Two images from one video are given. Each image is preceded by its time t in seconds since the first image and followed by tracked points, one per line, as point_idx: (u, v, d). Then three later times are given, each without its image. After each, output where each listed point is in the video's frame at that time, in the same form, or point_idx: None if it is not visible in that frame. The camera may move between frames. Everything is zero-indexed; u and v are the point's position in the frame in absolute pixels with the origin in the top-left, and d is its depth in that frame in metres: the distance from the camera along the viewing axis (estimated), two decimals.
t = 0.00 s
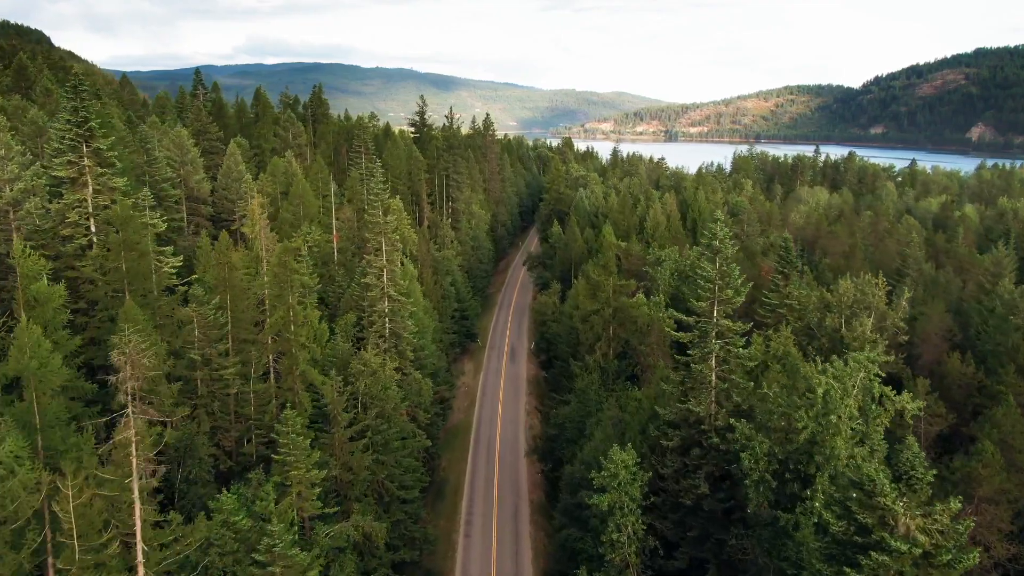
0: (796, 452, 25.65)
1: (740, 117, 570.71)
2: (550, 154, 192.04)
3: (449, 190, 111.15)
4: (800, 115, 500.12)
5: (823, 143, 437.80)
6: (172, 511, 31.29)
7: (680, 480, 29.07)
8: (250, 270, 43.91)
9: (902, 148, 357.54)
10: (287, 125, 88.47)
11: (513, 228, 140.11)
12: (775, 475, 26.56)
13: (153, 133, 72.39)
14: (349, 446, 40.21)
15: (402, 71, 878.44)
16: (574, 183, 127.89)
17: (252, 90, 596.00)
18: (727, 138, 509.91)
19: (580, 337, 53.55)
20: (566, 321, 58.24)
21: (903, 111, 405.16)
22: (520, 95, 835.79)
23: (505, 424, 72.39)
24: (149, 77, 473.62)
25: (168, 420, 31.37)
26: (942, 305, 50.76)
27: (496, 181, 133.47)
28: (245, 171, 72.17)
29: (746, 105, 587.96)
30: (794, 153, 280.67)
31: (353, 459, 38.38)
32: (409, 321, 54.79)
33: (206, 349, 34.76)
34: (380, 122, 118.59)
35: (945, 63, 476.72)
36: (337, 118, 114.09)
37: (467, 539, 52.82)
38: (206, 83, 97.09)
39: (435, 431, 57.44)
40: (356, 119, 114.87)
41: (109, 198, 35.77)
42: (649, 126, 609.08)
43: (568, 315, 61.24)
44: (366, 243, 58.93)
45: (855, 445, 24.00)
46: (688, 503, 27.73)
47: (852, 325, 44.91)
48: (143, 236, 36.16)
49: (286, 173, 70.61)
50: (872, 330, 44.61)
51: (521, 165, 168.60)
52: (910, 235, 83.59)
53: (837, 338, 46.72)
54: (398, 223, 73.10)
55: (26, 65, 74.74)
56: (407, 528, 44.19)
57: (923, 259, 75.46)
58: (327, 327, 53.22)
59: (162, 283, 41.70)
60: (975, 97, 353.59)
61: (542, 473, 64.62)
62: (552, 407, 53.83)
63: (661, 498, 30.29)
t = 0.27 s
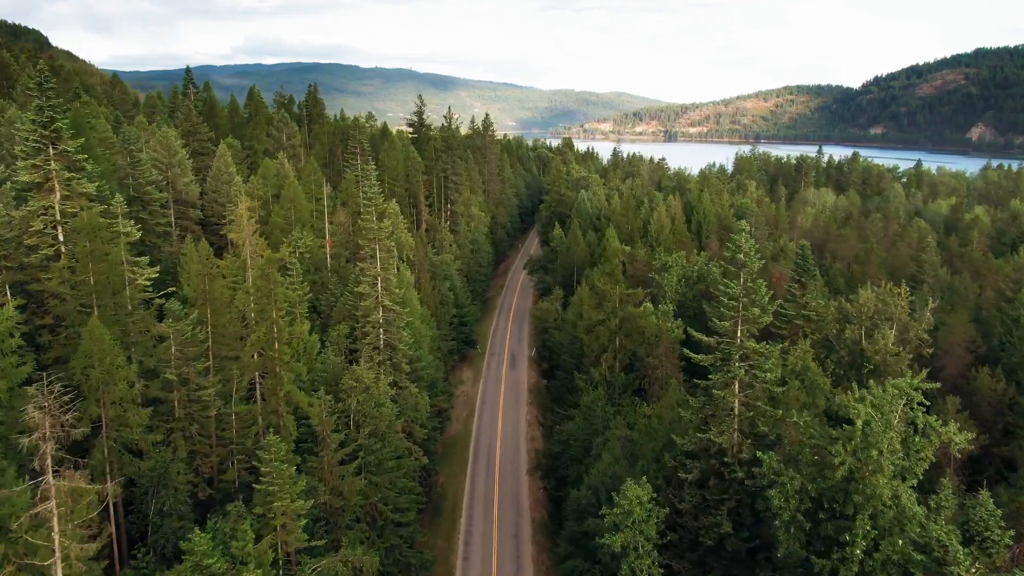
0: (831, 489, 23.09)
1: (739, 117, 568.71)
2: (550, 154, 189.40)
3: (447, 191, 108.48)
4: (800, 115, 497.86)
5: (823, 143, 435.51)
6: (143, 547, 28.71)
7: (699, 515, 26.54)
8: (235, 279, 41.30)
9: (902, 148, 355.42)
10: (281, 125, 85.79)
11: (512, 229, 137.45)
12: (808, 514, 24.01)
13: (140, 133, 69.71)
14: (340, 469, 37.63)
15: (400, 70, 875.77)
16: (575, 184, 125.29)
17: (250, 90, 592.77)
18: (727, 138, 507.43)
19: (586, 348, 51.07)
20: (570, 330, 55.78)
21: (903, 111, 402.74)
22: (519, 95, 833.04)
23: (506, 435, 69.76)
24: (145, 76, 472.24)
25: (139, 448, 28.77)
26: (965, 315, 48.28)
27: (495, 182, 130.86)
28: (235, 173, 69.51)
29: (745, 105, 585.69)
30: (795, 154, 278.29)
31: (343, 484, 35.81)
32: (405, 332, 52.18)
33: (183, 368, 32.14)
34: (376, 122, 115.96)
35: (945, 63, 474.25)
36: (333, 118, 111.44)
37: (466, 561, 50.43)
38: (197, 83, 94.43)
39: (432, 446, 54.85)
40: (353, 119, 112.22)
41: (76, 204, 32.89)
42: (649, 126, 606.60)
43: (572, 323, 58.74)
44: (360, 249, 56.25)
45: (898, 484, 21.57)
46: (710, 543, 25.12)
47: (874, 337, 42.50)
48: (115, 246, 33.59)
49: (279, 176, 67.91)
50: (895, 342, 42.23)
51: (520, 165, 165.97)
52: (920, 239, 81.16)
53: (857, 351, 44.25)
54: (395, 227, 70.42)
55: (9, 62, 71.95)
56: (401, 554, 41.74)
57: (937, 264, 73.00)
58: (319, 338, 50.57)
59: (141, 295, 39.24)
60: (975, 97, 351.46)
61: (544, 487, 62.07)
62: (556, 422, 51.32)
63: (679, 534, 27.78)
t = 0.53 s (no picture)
0: (868, 528, 20.88)
1: (739, 117, 566.77)
2: (549, 155, 187.10)
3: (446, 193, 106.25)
4: (800, 115, 495.92)
5: (823, 143, 433.57)
6: None
7: (719, 551, 24.31)
8: (218, 290, 39.10)
9: (902, 148, 353.33)
10: (275, 125, 83.55)
11: (512, 231, 135.08)
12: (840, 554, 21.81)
13: (127, 134, 67.43)
14: (330, 492, 35.37)
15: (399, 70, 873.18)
16: (576, 185, 123.09)
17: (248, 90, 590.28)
18: (726, 138, 505.24)
19: (590, 358, 48.87)
20: (573, 339, 53.59)
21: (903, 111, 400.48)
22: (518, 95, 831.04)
23: (506, 445, 67.45)
24: (142, 76, 469.69)
25: (109, 477, 26.50)
26: (988, 324, 46.10)
27: (495, 183, 128.62)
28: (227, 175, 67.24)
29: (745, 105, 583.85)
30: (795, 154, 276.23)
31: (333, 508, 33.64)
32: (401, 341, 49.94)
33: (160, 387, 29.89)
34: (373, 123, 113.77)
35: (945, 63, 472.15)
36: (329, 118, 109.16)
37: None
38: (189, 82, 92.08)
39: (430, 460, 52.61)
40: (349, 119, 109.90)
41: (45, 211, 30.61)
42: (649, 126, 604.41)
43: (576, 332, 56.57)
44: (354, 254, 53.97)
45: (946, 526, 19.38)
46: None
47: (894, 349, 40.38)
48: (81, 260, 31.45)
49: (271, 177, 65.66)
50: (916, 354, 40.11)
51: (520, 166, 163.79)
52: (930, 243, 79.01)
53: (877, 364, 42.08)
54: (391, 231, 68.12)
55: None
56: None
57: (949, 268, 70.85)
58: (311, 348, 48.27)
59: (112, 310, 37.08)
60: (974, 98, 349.36)
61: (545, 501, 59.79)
62: (559, 436, 49.12)
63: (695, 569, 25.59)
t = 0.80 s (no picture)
0: None
1: (740, 117, 564.44)
2: (550, 155, 184.64)
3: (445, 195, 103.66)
4: (801, 115, 493.51)
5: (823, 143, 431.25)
6: None
7: None
8: (197, 303, 36.45)
9: (903, 149, 350.82)
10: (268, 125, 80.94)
11: (512, 233, 132.51)
12: None
13: (112, 135, 64.83)
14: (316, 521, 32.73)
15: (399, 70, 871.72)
16: (578, 186, 120.47)
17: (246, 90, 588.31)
18: (726, 138, 503.07)
19: (596, 371, 46.25)
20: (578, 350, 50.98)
21: (903, 111, 397.32)
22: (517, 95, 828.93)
23: (506, 458, 64.73)
24: (140, 76, 467.65)
25: (68, 516, 23.95)
26: (1018, 336, 43.32)
27: (495, 184, 126.03)
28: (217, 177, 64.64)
29: (745, 105, 581.48)
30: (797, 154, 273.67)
31: (315, 539, 31.57)
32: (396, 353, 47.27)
33: (130, 413, 27.26)
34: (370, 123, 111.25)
35: (945, 62, 469.13)
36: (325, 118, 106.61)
37: None
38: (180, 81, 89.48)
39: (426, 478, 49.98)
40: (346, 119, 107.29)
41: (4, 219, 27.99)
42: (649, 126, 602.06)
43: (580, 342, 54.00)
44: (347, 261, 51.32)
45: None
46: None
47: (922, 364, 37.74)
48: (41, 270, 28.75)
49: (262, 179, 63.02)
50: (945, 370, 37.49)
51: (520, 166, 161.26)
52: (945, 247, 76.27)
53: (902, 379, 39.46)
54: (387, 235, 65.35)
55: None
56: None
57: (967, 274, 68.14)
58: (301, 360, 45.60)
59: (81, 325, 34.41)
60: (974, 98, 346.09)
61: (547, 518, 57.21)
62: (563, 453, 46.55)
63: None
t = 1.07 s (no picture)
0: None
1: (739, 117, 562.49)
2: (550, 156, 182.46)
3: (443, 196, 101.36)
4: (800, 115, 491.57)
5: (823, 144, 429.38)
6: None
7: None
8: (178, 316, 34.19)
9: (903, 149, 348.89)
10: (261, 125, 78.65)
11: (512, 235, 130.32)
12: None
13: (98, 136, 62.58)
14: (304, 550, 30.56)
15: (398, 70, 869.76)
16: (579, 188, 118.27)
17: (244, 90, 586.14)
18: (725, 138, 501.22)
19: (602, 384, 44.05)
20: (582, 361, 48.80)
21: (903, 111, 395.54)
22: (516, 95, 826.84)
23: (506, 470, 62.46)
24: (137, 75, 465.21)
25: (26, 558, 21.72)
26: None
27: (494, 185, 123.81)
28: (206, 179, 62.36)
29: (745, 105, 579.53)
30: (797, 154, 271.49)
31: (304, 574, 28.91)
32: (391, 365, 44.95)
33: (98, 439, 25.05)
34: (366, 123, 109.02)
35: (945, 62, 467.09)
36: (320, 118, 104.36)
37: None
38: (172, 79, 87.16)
39: (423, 494, 47.80)
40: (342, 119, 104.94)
41: None
42: (648, 126, 600.03)
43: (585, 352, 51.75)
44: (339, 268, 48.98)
45: None
46: None
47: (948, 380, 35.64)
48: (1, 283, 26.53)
49: (253, 181, 60.70)
50: (973, 386, 35.38)
51: (520, 167, 159.06)
52: (956, 251, 74.18)
53: (927, 395, 37.34)
54: (383, 239, 62.96)
55: None
56: None
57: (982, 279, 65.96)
58: (291, 372, 43.36)
59: (53, 339, 32.23)
60: (974, 97, 344.12)
61: (549, 533, 55.08)
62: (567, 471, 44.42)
63: None
